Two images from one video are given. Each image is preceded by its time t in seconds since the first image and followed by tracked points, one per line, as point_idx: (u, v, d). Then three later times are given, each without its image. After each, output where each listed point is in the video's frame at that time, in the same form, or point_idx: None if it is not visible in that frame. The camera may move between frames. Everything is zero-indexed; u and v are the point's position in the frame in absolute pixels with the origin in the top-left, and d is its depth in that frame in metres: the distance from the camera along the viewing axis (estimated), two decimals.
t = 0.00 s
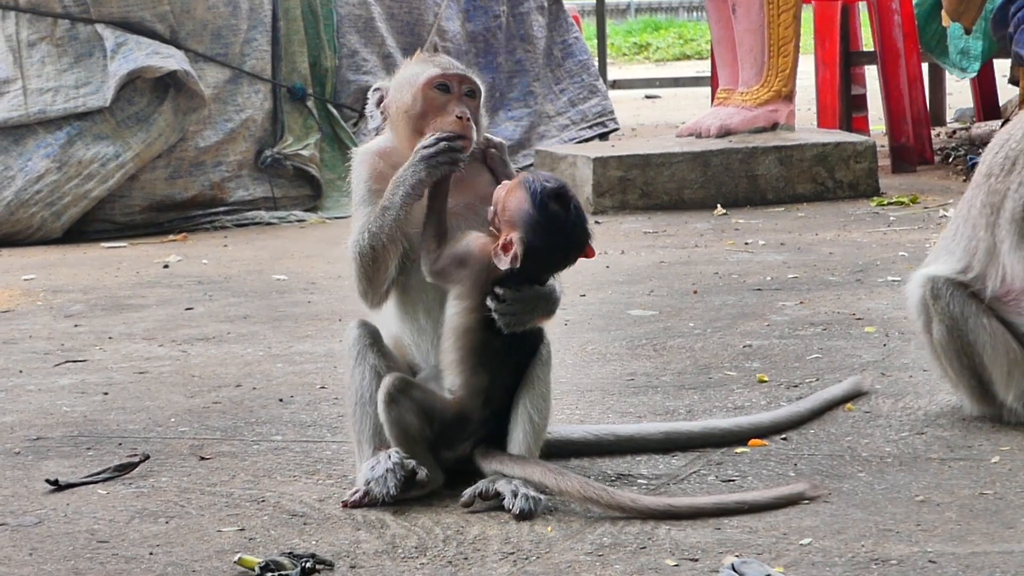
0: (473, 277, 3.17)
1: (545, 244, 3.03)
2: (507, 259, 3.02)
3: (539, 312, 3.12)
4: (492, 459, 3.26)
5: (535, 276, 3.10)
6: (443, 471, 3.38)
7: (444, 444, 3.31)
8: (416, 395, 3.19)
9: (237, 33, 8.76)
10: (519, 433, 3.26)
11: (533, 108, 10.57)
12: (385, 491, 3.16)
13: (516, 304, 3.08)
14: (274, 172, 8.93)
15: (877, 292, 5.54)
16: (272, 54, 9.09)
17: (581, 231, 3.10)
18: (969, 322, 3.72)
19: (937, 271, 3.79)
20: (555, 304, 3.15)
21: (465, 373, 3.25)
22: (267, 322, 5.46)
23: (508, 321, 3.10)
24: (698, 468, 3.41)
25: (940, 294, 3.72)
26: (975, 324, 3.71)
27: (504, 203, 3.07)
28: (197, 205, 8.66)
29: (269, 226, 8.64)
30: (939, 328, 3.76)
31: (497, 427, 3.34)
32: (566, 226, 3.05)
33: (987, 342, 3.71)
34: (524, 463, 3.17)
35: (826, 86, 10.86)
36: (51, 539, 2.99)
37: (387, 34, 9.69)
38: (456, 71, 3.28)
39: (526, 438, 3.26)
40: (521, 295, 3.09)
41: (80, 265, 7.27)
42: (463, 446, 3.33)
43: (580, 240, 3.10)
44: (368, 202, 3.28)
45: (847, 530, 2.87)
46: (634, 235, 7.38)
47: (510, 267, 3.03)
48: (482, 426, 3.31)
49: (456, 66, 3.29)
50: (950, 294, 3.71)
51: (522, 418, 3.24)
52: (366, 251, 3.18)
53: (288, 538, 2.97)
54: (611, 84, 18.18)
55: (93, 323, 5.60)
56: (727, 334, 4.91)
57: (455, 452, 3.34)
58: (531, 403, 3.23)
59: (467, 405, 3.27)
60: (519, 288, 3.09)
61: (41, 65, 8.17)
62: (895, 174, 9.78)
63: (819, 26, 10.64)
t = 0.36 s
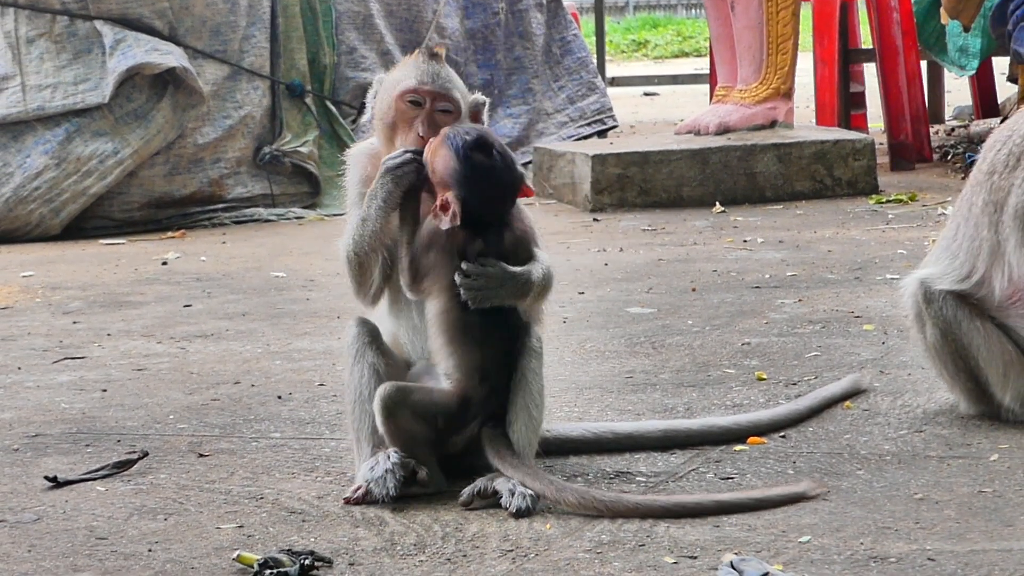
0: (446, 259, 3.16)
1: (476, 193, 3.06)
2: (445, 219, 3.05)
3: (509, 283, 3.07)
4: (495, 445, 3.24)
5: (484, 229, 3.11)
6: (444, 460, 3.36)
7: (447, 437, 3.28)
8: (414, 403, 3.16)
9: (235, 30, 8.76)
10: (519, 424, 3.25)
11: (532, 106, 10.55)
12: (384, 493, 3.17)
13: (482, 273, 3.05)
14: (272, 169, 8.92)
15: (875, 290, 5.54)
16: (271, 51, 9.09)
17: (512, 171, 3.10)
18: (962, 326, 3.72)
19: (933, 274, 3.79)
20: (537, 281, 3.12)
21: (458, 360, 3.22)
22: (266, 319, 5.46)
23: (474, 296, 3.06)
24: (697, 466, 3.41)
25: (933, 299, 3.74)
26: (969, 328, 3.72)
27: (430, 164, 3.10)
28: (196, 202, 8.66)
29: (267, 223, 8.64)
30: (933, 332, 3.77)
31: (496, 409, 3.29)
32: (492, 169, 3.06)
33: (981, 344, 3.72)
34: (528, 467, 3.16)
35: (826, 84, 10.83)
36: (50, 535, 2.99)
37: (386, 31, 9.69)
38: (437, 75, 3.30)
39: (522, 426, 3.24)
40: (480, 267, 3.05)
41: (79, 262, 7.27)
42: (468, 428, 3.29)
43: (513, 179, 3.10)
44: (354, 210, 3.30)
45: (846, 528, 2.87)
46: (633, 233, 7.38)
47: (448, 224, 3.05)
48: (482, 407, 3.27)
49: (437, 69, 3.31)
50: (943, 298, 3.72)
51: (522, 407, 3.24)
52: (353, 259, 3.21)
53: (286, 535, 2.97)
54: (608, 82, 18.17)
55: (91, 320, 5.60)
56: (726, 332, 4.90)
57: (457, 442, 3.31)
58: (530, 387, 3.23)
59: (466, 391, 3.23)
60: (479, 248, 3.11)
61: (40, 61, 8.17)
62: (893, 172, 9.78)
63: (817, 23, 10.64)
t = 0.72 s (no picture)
0: (412, 258, 3.22)
1: (427, 190, 3.06)
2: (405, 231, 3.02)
3: (481, 267, 3.10)
4: (493, 439, 3.24)
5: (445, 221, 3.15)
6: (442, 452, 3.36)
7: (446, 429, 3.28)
8: (406, 406, 3.19)
9: (234, 29, 8.74)
10: (515, 420, 3.23)
11: (530, 105, 10.57)
12: (381, 491, 3.17)
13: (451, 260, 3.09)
14: (270, 168, 8.92)
15: (873, 290, 5.54)
16: (269, 50, 9.08)
17: (450, 157, 3.09)
18: (961, 325, 3.73)
19: (933, 274, 3.79)
20: (514, 267, 3.14)
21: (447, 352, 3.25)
22: (264, 319, 5.45)
23: (450, 281, 3.10)
24: (694, 465, 3.41)
25: (932, 298, 3.74)
26: (967, 327, 3.72)
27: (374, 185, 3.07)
28: (194, 201, 8.66)
29: (265, 222, 8.63)
30: (931, 331, 3.78)
31: (492, 397, 3.29)
32: (432, 163, 3.05)
33: (980, 343, 3.72)
34: (529, 468, 3.15)
35: (825, 83, 10.95)
36: (48, 534, 2.99)
37: (384, 31, 9.69)
38: (386, 91, 3.30)
39: (521, 425, 3.23)
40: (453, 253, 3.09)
41: (77, 261, 7.26)
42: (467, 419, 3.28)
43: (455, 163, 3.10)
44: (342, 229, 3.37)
45: (843, 528, 2.87)
46: (632, 232, 7.37)
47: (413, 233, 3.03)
48: (478, 396, 3.27)
49: (384, 85, 3.31)
50: (942, 298, 3.73)
51: (519, 405, 3.22)
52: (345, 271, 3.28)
53: (284, 534, 2.97)
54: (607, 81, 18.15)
55: (89, 319, 5.59)
56: (724, 332, 4.90)
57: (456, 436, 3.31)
58: (526, 386, 3.21)
59: (458, 381, 3.24)
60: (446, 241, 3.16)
61: (38, 60, 8.16)
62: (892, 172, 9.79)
63: (816, 23, 10.79)
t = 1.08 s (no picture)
0: (394, 276, 3.23)
1: (404, 217, 3.08)
2: (374, 245, 3.15)
3: (460, 271, 3.10)
4: (489, 445, 3.25)
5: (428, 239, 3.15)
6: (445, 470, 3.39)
7: (446, 441, 3.32)
8: (405, 405, 3.19)
9: (233, 29, 8.73)
10: (512, 423, 3.23)
11: (530, 105, 10.58)
12: (382, 487, 3.16)
13: (431, 273, 3.11)
14: (270, 168, 8.93)
15: (873, 290, 5.54)
16: (269, 50, 9.07)
17: (426, 185, 3.08)
18: (959, 326, 3.73)
19: (931, 275, 3.79)
20: (493, 266, 3.13)
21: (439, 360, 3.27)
22: (263, 318, 5.46)
23: (430, 290, 3.11)
24: (693, 466, 3.41)
25: (931, 299, 3.75)
26: (966, 328, 3.72)
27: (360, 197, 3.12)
28: (193, 200, 8.66)
29: (265, 222, 8.63)
30: (930, 332, 3.78)
31: (489, 411, 3.32)
32: (408, 191, 3.05)
33: (979, 344, 3.72)
34: (525, 470, 3.15)
35: (825, 83, 10.97)
36: (46, 534, 2.99)
37: (384, 30, 9.71)
38: (373, 95, 3.30)
39: (516, 428, 3.23)
40: (436, 264, 3.10)
41: (76, 260, 7.26)
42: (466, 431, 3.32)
43: (431, 192, 3.09)
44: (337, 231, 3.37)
45: (842, 528, 2.87)
46: (631, 232, 7.37)
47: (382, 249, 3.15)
48: (475, 408, 3.30)
49: (370, 89, 3.31)
50: (941, 299, 3.73)
51: (513, 410, 3.22)
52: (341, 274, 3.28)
53: (283, 534, 2.97)
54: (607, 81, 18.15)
55: (89, 319, 5.59)
56: (723, 332, 4.90)
57: (455, 449, 3.34)
58: (517, 388, 3.20)
59: (453, 394, 3.28)
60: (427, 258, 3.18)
61: (38, 60, 8.16)
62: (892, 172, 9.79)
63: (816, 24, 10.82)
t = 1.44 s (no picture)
0: (383, 286, 3.25)
1: (388, 229, 3.09)
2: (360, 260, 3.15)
3: (446, 283, 3.11)
4: (491, 445, 3.23)
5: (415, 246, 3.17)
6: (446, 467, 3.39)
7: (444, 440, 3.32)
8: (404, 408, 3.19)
9: (235, 29, 8.72)
10: (511, 421, 3.22)
11: (531, 105, 10.59)
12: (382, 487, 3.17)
13: (416, 283, 3.11)
14: (271, 168, 8.93)
15: (875, 289, 5.54)
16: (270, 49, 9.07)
17: (408, 192, 3.09)
18: (961, 326, 3.72)
19: (932, 274, 3.78)
20: (480, 276, 3.14)
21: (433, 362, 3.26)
22: (265, 318, 5.46)
23: (413, 304, 3.11)
24: (697, 465, 3.41)
25: (932, 299, 3.74)
26: (968, 328, 3.71)
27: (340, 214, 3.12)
28: (195, 201, 8.66)
29: (267, 222, 8.63)
30: (932, 332, 3.77)
31: (487, 410, 3.31)
32: (391, 203, 3.06)
33: (980, 344, 3.72)
34: (528, 469, 3.14)
35: (826, 81, 10.92)
36: (50, 534, 2.99)
37: (386, 31, 9.75)
38: (357, 107, 3.30)
39: (515, 427, 3.22)
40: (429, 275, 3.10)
41: (78, 260, 7.26)
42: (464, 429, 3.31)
43: (413, 200, 3.10)
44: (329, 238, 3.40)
45: (846, 527, 2.87)
46: (633, 232, 7.37)
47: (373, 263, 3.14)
48: (472, 404, 3.29)
49: (355, 101, 3.31)
50: (943, 299, 3.72)
51: (509, 409, 3.21)
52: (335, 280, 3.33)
53: (286, 534, 2.97)
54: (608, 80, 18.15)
55: (91, 319, 5.59)
56: (725, 331, 4.90)
57: (456, 447, 3.34)
58: (513, 384, 3.19)
59: (449, 392, 3.27)
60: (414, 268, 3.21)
61: (39, 60, 8.16)
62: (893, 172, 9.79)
63: (817, 23, 10.70)
